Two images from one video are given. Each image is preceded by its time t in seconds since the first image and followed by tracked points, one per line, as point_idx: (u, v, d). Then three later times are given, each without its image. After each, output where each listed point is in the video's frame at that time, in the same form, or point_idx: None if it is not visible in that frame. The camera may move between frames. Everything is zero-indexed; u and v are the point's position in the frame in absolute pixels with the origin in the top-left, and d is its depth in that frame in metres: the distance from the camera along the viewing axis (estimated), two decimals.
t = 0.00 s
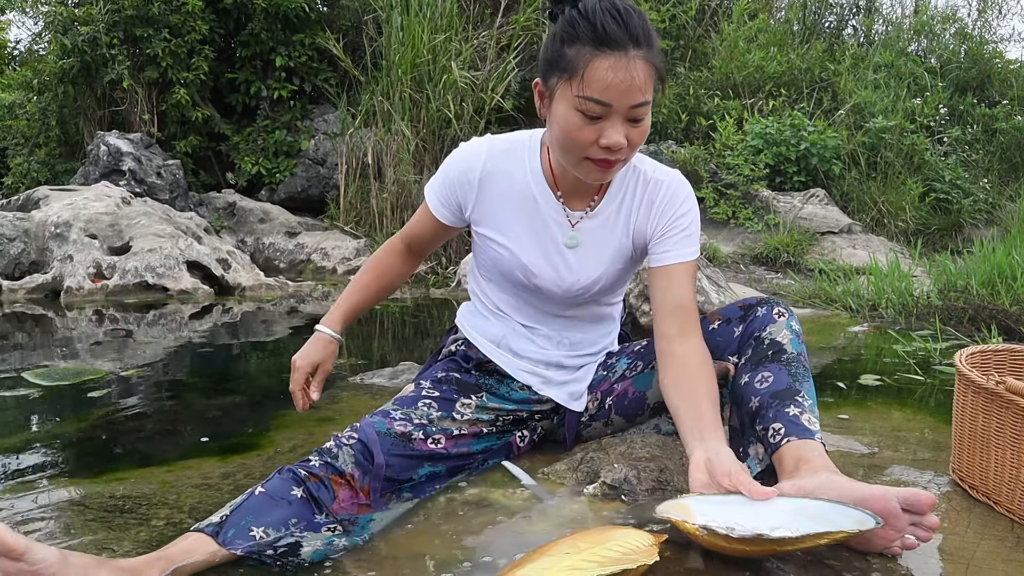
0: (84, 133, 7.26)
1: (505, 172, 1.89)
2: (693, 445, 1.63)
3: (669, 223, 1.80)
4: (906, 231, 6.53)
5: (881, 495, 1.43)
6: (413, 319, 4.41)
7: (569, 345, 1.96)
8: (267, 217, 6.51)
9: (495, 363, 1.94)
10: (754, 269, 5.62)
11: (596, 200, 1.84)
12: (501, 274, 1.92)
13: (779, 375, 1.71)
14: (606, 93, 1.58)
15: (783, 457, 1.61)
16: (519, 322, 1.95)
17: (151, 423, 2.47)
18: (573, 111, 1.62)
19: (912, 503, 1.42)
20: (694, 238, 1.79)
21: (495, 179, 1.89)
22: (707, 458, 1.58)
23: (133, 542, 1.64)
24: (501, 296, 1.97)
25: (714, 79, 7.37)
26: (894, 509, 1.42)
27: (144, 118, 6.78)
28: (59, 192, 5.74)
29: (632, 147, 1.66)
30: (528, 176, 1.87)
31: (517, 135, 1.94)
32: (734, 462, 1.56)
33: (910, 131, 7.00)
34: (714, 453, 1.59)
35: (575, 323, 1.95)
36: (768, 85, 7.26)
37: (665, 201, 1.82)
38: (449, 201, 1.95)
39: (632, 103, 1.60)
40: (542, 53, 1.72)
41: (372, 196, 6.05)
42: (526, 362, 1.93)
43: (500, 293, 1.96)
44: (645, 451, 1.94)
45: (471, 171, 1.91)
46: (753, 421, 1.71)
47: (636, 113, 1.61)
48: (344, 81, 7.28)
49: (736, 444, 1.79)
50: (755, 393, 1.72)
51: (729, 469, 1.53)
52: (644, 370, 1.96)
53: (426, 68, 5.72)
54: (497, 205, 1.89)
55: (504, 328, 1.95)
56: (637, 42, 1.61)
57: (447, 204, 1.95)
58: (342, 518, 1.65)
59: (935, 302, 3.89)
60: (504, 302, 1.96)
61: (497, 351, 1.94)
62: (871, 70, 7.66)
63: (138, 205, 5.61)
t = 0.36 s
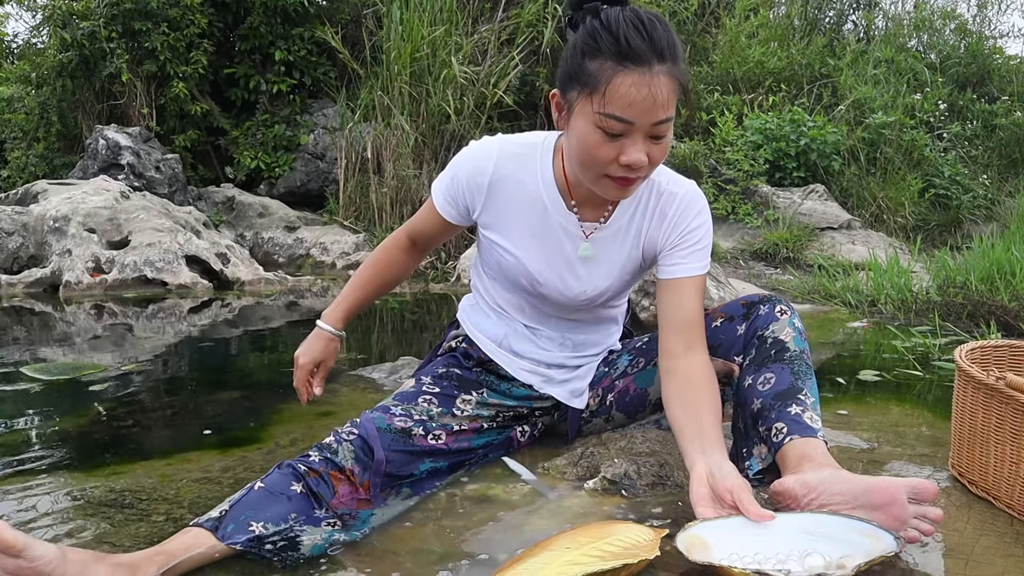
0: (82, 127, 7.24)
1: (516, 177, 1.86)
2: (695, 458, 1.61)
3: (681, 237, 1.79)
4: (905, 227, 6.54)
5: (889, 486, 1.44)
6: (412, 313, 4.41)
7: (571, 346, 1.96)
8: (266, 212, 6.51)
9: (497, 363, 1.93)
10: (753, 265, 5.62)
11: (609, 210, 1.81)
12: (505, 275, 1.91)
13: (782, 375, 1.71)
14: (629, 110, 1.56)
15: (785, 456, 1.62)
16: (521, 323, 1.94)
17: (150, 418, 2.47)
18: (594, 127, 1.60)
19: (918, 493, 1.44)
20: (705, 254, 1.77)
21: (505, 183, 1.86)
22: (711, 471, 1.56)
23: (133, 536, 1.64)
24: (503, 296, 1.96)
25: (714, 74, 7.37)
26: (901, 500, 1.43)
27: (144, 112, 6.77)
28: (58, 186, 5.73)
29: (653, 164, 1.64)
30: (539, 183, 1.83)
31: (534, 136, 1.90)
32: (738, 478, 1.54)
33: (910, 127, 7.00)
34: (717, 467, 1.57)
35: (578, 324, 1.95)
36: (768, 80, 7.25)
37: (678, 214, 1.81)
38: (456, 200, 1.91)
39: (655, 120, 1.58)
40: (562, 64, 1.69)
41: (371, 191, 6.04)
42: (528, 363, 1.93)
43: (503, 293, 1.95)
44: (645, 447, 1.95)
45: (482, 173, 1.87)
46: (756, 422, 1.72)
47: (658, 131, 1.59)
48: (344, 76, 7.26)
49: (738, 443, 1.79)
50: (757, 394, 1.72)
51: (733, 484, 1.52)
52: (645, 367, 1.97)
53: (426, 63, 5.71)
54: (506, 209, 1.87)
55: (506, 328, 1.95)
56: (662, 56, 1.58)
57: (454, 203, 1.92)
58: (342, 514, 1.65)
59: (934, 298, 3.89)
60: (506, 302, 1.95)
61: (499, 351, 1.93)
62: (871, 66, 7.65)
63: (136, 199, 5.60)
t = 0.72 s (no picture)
0: (83, 124, 7.23)
1: (518, 175, 1.86)
2: (710, 449, 1.61)
3: (685, 231, 1.80)
4: (906, 226, 6.54)
5: (892, 482, 1.44)
6: (413, 311, 4.41)
7: (572, 343, 1.96)
8: (267, 209, 6.51)
9: (498, 361, 1.92)
10: (754, 264, 5.61)
11: (612, 207, 1.81)
12: (507, 274, 1.91)
13: (783, 372, 1.71)
14: (633, 109, 1.55)
15: (786, 453, 1.62)
16: (523, 320, 1.94)
17: (151, 415, 2.47)
18: (598, 125, 1.59)
19: (921, 488, 1.43)
20: (709, 246, 1.78)
21: (508, 182, 1.86)
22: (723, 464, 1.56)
23: (134, 533, 1.64)
24: (505, 293, 1.95)
25: (716, 73, 7.36)
26: (904, 496, 1.43)
27: (145, 109, 6.77)
28: (59, 183, 5.73)
29: (657, 162, 1.64)
30: (542, 181, 1.83)
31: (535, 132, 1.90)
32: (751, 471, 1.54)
33: (911, 125, 6.99)
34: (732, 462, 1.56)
35: (579, 321, 1.95)
36: (769, 79, 7.25)
37: (680, 207, 1.81)
38: (458, 199, 1.90)
39: (659, 118, 1.58)
40: (566, 61, 1.69)
41: (372, 189, 6.04)
42: (529, 360, 1.93)
43: (504, 291, 1.95)
44: (646, 445, 1.94)
45: (484, 172, 1.87)
46: (757, 419, 1.72)
47: (662, 129, 1.59)
48: (345, 73, 7.26)
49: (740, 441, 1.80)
50: (758, 392, 1.72)
51: (746, 478, 1.52)
52: (647, 365, 1.97)
53: (427, 61, 5.70)
54: (509, 207, 1.86)
55: (508, 326, 1.94)
56: (666, 54, 1.58)
57: (455, 202, 1.91)
58: (342, 511, 1.65)
59: (935, 297, 3.89)
60: (507, 300, 1.95)
61: (500, 349, 1.93)
62: (872, 65, 7.64)
63: (137, 196, 5.60)
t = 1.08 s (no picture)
0: (87, 119, 7.24)
1: (516, 171, 1.85)
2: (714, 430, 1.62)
3: (684, 222, 1.80)
4: (910, 226, 6.53)
5: (896, 472, 1.43)
6: (415, 308, 4.41)
7: (573, 339, 1.96)
8: (270, 205, 6.51)
9: (499, 357, 1.92)
10: (757, 262, 5.61)
11: (610, 200, 1.81)
12: (507, 270, 1.91)
13: (782, 367, 1.71)
14: (624, 101, 1.55)
15: (784, 448, 1.62)
16: (524, 315, 1.94)
17: (152, 409, 2.47)
18: (590, 118, 1.59)
19: (927, 475, 1.42)
20: (707, 235, 1.79)
21: (506, 178, 1.86)
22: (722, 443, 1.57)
23: (135, 526, 1.65)
24: (504, 289, 1.95)
25: (720, 71, 7.33)
26: (910, 484, 1.42)
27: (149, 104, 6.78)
28: (63, 177, 5.74)
29: (650, 154, 1.63)
30: (539, 176, 1.83)
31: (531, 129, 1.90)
32: (749, 448, 1.56)
33: (916, 125, 6.97)
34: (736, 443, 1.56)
35: (580, 316, 1.95)
36: (774, 77, 7.23)
37: (678, 198, 1.81)
38: (456, 198, 1.91)
39: (651, 110, 1.57)
40: (560, 55, 1.69)
41: (375, 185, 6.05)
42: (530, 356, 1.93)
43: (504, 287, 1.95)
44: (647, 442, 1.94)
45: (481, 170, 1.87)
46: (755, 414, 1.73)
47: (654, 121, 1.58)
48: (348, 69, 7.26)
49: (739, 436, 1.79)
50: (757, 386, 1.73)
51: (743, 454, 1.53)
52: (648, 360, 1.98)
53: (431, 57, 5.69)
54: (506, 202, 1.86)
55: (508, 321, 1.95)
56: (657, 47, 1.58)
57: (455, 201, 1.91)
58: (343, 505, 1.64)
59: (939, 297, 3.89)
60: (508, 295, 1.95)
61: (501, 345, 1.93)
62: (877, 64, 7.61)
63: (141, 191, 5.61)
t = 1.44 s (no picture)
0: (89, 112, 7.23)
1: (514, 165, 1.82)
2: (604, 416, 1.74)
3: (669, 219, 1.86)
4: (912, 224, 6.52)
5: (901, 473, 1.45)
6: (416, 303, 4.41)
7: (571, 331, 1.97)
8: (272, 199, 6.52)
9: (499, 352, 1.93)
10: (758, 259, 5.60)
11: (601, 194, 1.81)
12: (505, 264, 1.91)
13: (783, 364, 1.71)
14: (608, 95, 1.55)
15: (784, 445, 1.62)
16: (522, 309, 1.96)
17: (153, 402, 2.48)
18: (575, 110, 1.59)
19: (929, 476, 1.44)
20: (692, 232, 1.87)
21: (505, 174, 1.82)
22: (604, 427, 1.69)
23: (136, 519, 1.65)
24: (502, 283, 1.95)
25: (723, 67, 7.31)
26: (914, 485, 1.43)
27: (151, 98, 6.77)
28: (65, 170, 5.74)
29: (635, 146, 1.64)
30: (534, 171, 1.81)
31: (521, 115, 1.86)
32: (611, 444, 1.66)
33: (919, 122, 6.97)
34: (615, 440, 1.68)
35: (577, 309, 1.97)
36: (777, 74, 7.21)
37: (669, 193, 1.85)
38: (468, 207, 1.80)
39: (636, 103, 1.57)
40: (550, 45, 1.68)
41: (377, 180, 6.06)
42: (529, 350, 1.94)
43: (501, 282, 1.95)
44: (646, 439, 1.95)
45: (484, 166, 1.81)
46: (755, 411, 1.72)
47: (638, 114, 1.58)
48: (351, 64, 7.26)
49: (738, 433, 1.78)
50: (758, 383, 1.72)
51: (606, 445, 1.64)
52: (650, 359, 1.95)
53: (433, 52, 5.69)
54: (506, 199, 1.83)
55: (507, 315, 1.96)
56: (644, 40, 1.56)
57: (463, 208, 1.80)
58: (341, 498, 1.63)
59: (940, 295, 3.89)
60: (506, 290, 1.95)
61: (500, 339, 1.94)
62: (881, 61, 7.60)
63: (143, 184, 5.62)
